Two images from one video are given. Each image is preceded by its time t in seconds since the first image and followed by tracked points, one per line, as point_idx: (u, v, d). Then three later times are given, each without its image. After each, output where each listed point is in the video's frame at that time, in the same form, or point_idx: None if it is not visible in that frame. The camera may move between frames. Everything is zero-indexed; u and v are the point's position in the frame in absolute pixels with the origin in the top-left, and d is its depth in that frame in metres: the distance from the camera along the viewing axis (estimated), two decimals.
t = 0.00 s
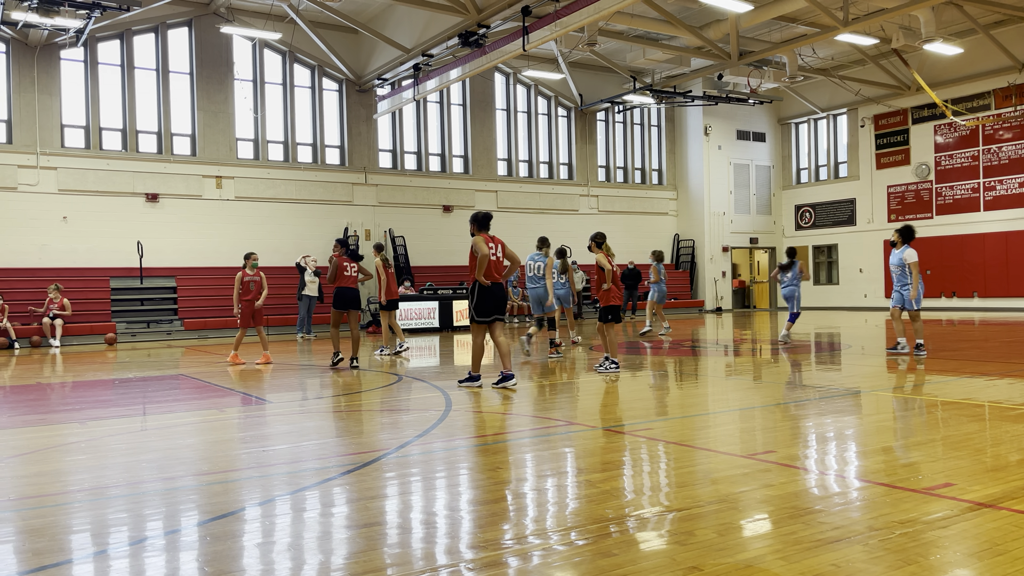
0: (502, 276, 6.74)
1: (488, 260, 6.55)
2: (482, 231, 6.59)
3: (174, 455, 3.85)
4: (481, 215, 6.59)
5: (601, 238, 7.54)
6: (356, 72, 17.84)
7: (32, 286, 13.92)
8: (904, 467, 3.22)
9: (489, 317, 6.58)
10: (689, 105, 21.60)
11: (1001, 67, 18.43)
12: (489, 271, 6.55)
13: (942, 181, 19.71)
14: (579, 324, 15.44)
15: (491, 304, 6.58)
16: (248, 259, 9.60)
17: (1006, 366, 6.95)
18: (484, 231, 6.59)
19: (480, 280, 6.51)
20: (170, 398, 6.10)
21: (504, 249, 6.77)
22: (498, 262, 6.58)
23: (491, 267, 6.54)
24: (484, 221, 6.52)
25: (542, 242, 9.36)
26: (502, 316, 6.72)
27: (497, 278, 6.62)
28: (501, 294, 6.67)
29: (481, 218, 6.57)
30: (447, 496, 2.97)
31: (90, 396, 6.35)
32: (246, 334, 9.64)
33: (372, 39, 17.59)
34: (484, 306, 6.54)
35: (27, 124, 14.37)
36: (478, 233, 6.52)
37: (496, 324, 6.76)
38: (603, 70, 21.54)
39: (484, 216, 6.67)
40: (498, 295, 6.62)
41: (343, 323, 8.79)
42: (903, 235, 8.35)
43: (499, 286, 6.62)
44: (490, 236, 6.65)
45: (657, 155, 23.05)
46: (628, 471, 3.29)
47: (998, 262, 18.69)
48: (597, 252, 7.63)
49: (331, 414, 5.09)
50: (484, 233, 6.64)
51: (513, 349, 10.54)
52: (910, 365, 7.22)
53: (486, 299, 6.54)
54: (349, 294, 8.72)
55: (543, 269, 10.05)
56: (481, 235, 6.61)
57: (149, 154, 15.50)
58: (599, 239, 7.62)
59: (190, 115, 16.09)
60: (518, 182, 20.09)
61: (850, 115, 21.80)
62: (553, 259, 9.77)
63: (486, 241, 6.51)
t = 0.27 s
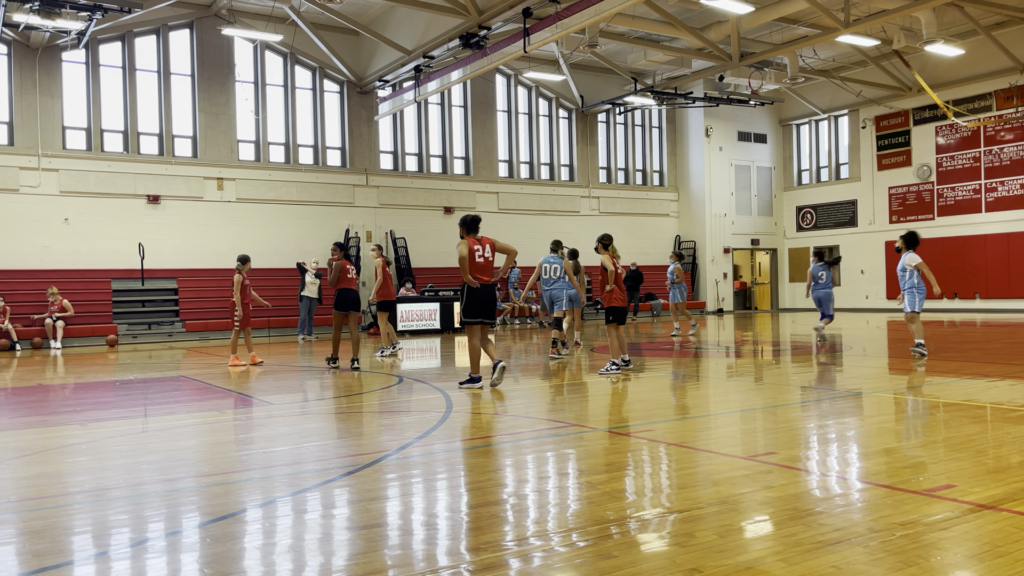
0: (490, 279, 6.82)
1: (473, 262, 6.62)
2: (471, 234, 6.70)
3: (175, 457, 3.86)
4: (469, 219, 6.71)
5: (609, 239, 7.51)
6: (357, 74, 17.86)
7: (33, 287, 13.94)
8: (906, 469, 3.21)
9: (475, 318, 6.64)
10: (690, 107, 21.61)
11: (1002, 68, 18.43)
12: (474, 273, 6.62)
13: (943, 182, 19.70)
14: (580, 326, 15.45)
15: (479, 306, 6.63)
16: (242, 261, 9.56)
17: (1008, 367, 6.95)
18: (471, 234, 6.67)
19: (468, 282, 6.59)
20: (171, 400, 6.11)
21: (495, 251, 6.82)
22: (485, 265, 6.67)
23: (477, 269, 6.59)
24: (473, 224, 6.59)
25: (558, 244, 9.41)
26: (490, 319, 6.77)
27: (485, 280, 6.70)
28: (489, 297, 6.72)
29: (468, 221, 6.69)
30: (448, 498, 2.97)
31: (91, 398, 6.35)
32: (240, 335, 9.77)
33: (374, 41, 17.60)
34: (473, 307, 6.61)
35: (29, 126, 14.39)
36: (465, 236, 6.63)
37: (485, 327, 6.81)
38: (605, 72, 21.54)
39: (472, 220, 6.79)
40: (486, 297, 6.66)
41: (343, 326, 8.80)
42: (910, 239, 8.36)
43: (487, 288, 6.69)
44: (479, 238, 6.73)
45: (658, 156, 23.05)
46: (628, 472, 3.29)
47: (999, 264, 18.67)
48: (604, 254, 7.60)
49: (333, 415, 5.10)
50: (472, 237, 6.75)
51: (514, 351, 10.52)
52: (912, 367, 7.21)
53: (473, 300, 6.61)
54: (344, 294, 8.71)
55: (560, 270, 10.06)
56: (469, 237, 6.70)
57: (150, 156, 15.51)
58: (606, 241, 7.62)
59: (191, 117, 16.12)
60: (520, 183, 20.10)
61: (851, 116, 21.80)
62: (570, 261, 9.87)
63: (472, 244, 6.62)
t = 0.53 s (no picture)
0: (485, 280, 6.87)
1: (466, 263, 6.70)
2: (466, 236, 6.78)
3: (176, 458, 3.86)
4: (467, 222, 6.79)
5: (615, 242, 7.54)
6: (358, 76, 17.89)
7: (35, 288, 13.95)
8: (908, 470, 3.21)
9: (472, 318, 6.65)
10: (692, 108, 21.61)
11: (1004, 69, 18.42)
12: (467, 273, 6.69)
13: (945, 183, 19.68)
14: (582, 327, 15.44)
15: (475, 308, 6.67)
16: (240, 262, 9.55)
17: (1009, 369, 6.94)
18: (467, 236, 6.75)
19: (462, 283, 6.66)
20: (173, 401, 6.11)
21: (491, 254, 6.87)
22: (478, 267, 6.71)
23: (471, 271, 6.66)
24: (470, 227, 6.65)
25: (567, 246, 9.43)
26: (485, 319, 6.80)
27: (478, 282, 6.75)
28: (484, 298, 6.76)
29: (464, 223, 6.77)
30: (449, 499, 2.97)
31: (93, 399, 6.36)
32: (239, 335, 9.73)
33: (375, 42, 17.62)
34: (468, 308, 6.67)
35: (31, 127, 14.42)
36: (460, 237, 6.70)
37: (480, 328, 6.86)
38: (606, 73, 21.55)
39: (471, 223, 6.88)
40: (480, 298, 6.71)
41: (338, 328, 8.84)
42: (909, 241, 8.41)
43: (481, 289, 6.75)
44: (476, 240, 6.81)
45: (660, 157, 23.05)
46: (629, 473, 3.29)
47: (1002, 265, 18.65)
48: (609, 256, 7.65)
49: (334, 416, 5.11)
50: (468, 238, 6.83)
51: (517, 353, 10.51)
52: (914, 368, 7.20)
53: (468, 302, 6.67)
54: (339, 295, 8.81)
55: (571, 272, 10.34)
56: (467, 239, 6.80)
57: (152, 157, 15.53)
58: (613, 243, 7.61)
59: (193, 118, 16.14)
60: (521, 185, 20.10)
61: (853, 117, 21.79)
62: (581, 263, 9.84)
63: (466, 245, 6.69)
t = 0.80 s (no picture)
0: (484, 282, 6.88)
1: (465, 266, 6.73)
2: (468, 238, 6.82)
3: (178, 458, 3.86)
4: (468, 223, 6.82)
5: (614, 243, 7.52)
6: (360, 76, 17.90)
7: (37, 289, 13.97)
8: (910, 471, 3.21)
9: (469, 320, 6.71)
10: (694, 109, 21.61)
11: (1005, 70, 18.41)
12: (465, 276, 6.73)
13: (947, 184, 19.67)
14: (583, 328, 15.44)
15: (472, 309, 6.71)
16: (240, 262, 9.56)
17: (1012, 370, 6.93)
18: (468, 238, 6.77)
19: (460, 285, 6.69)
20: (174, 401, 6.12)
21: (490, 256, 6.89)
22: (477, 270, 6.73)
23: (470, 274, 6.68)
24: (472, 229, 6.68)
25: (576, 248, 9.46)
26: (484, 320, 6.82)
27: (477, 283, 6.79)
28: (483, 300, 6.79)
29: (466, 224, 6.79)
30: (450, 499, 2.97)
31: (94, 399, 6.37)
32: (238, 339, 9.58)
33: (377, 43, 17.63)
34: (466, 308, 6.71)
35: (33, 127, 14.43)
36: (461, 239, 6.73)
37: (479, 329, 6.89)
38: (608, 74, 21.54)
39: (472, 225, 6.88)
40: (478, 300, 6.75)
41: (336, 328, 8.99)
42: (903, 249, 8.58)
43: (479, 291, 6.78)
44: (476, 242, 6.82)
45: (661, 158, 23.04)
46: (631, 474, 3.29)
47: (1004, 266, 18.62)
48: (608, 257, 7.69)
49: (336, 417, 5.11)
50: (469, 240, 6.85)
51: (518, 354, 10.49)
52: (915, 369, 7.20)
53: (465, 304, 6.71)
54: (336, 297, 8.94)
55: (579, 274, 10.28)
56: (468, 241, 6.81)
57: (154, 157, 15.54)
58: (613, 244, 7.61)
59: (194, 119, 16.16)
60: (523, 185, 20.11)
61: (854, 118, 21.77)
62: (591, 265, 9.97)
63: (466, 246, 6.71)
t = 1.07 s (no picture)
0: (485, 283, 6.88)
1: (467, 267, 6.74)
2: (470, 239, 6.82)
3: (180, 458, 3.87)
4: (470, 225, 6.83)
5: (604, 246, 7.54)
6: (362, 76, 17.91)
7: (39, 288, 13.99)
8: (911, 472, 3.21)
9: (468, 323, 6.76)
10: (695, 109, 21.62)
11: (1007, 71, 18.39)
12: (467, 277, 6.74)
13: (949, 185, 19.65)
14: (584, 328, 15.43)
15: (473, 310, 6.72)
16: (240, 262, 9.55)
17: (1014, 371, 6.91)
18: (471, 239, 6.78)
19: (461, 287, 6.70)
20: (176, 401, 6.12)
21: (491, 257, 6.88)
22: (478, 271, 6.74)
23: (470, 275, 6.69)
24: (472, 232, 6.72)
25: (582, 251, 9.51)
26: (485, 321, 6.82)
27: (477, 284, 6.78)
28: (484, 301, 6.78)
29: (469, 226, 6.81)
30: (451, 500, 2.97)
31: (96, 399, 6.38)
32: (249, 341, 9.83)
33: (379, 43, 17.64)
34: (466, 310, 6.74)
35: (35, 127, 14.44)
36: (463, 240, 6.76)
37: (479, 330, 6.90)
38: (610, 74, 21.53)
39: (474, 225, 6.88)
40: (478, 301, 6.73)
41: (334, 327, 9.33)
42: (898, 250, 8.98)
43: (480, 291, 6.78)
44: (478, 243, 6.82)
45: (663, 158, 23.03)
46: (633, 475, 3.29)
47: (1005, 267, 18.60)
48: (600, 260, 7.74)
49: (337, 416, 5.12)
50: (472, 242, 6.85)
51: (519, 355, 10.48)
52: (917, 370, 7.19)
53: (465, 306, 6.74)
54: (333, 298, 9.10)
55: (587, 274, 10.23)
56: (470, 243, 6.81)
57: (156, 158, 15.56)
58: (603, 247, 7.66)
59: (197, 119, 16.18)
60: (524, 186, 20.11)
61: (856, 119, 21.75)
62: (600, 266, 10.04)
63: (467, 248, 6.72)
